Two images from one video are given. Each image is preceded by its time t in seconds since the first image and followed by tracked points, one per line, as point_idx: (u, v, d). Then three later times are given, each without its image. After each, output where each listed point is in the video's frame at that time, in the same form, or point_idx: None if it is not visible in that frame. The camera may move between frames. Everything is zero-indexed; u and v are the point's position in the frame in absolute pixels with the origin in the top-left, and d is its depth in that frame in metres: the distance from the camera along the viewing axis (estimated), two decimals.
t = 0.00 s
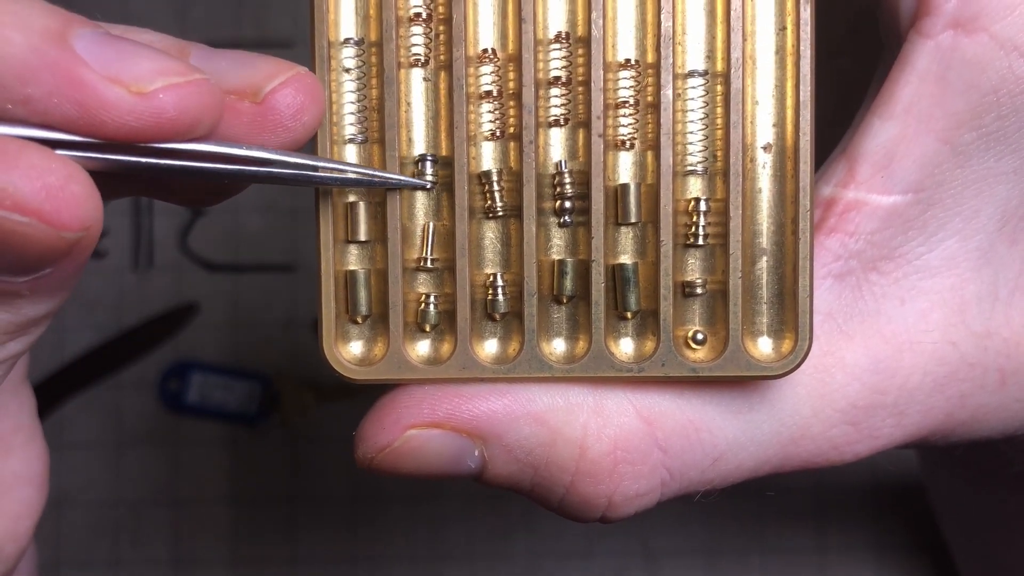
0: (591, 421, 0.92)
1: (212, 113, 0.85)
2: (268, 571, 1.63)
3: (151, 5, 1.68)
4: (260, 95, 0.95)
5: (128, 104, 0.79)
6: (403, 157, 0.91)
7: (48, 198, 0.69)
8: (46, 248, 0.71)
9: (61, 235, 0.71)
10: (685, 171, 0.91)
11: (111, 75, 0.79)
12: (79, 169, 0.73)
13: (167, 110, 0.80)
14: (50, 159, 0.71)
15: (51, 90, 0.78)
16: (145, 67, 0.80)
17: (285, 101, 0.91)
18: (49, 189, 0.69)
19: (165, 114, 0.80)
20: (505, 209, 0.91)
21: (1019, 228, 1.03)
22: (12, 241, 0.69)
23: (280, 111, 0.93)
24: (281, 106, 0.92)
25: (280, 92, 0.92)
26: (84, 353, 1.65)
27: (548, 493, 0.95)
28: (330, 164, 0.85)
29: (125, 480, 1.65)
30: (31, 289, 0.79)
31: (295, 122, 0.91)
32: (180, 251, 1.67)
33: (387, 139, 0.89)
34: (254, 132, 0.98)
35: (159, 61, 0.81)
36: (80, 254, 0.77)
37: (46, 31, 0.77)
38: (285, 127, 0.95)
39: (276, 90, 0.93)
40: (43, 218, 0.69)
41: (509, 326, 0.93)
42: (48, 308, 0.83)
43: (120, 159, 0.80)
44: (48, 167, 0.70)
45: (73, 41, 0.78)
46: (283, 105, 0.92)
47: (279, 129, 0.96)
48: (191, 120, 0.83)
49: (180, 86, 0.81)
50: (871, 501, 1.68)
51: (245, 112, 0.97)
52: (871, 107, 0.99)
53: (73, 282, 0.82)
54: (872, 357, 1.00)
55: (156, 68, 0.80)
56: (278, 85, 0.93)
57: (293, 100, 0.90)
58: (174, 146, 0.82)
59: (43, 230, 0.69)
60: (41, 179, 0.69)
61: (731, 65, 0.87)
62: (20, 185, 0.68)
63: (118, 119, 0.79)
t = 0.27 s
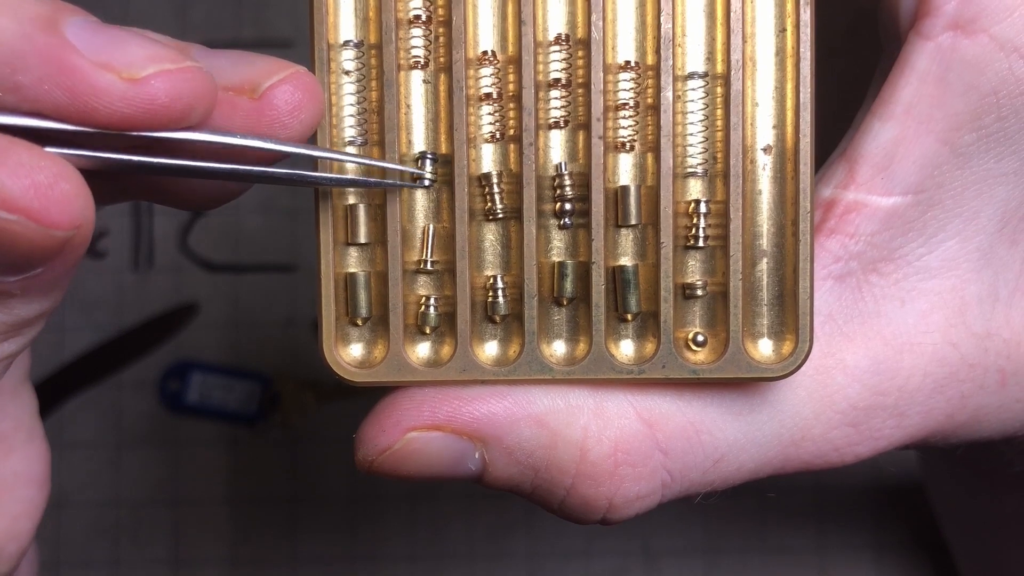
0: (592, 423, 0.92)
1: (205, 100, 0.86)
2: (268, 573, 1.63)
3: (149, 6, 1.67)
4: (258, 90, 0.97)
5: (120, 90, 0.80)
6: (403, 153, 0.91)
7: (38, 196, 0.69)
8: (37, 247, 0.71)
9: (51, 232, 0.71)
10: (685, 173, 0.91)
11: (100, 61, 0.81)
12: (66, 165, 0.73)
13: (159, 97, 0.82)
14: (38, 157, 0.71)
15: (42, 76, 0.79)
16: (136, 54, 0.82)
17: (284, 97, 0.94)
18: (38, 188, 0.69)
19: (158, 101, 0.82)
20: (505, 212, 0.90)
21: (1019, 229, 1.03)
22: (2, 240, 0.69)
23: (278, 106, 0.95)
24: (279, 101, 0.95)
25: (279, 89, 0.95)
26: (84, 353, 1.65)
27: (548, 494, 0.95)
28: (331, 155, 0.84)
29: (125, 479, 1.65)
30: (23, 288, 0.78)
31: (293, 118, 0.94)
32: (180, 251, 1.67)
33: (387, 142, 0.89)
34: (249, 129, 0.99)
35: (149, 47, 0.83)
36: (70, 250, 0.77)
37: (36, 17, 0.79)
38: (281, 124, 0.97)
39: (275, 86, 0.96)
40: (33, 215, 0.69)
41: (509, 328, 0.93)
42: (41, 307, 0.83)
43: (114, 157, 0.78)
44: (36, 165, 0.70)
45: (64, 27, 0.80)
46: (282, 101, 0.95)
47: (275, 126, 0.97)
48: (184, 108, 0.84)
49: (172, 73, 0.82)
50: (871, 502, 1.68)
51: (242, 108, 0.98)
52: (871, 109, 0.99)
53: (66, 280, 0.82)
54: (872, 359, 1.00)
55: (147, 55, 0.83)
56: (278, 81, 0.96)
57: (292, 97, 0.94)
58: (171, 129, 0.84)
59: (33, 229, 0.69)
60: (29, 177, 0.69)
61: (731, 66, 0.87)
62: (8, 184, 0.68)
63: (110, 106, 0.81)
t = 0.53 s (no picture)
0: (588, 417, 0.93)
1: (202, 69, 0.87)
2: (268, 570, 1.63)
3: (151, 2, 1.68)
4: (257, 71, 0.98)
5: (117, 59, 0.83)
6: (401, 147, 0.91)
7: (37, 197, 0.70)
8: (35, 248, 0.72)
9: (50, 234, 0.72)
10: (681, 169, 0.91)
11: (96, 31, 0.84)
12: (68, 168, 0.74)
13: (156, 66, 0.83)
14: (39, 158, 0.72)
15: (39, 47, 0.82)
16: (132, 24, 0.85)
17: (283, 77, 0.95)
18: (37, 188, 0.70)
19: (155, 70, 0.83)
20: (502, 207, 0.91)
21: (1015, 225, 1.03)
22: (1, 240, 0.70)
23: (276, 86, 0.96)
24: (277, 82, 0.96)
25: (278, 71, 0.96)
26: (84, 354, 1.65)
27: (545, 489, 0.96)
28: (328, 119, 0.84)
29: (124, 481, 1.66)
30: (20, 292, 0.80)
31: (290, 98, 0.94)
32: (180, 251, 1.68)
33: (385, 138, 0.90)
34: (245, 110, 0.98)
35: (145, 18, 0.86)
36: (69, 254, 0.78)
37: None
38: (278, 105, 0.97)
39: (273, 68, 0.97)
40: (32, 216, 0.70)
41: (506, 323, 0.93)
42: (37, 313, 0.84)
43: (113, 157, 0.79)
44: (37, 165, 0.71)
45: None
46: (280, 81, 0.96)
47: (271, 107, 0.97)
48: (182, 77, 0.85)
49: (168, 42, 0.84)
50: (870, 500, 1.68)
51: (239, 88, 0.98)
52: (867, 106, 0.99)
53: (64, 286, 0.83)
54: (869, 355, 1.00)
55: (143, 24, 0.86)
56: (276, 64, 0.97)
57: (291, 77, 0.95)
58: (168, 104, 0.85)
59: (31, 229, 0.70)
60: (29, 177, 0.70)
61: (727, 63, 0.88)
62: (7, 183, 0.69)
63: (108, 75, 0.83)
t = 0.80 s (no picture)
0: (579, 425, 0.93)
1: (201, 84, 0.89)
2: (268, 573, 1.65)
3: (150, 9, 1.69)
4: (250, 86, 1.00)
5: (118, 75, 0.84)
6: (393, 157, 0.92)
7: (37, 193, 0.71)
8: (35, 245, 0.73)
9: (50, 231, 0.73)
10: (672, 179, 0.92)
11: (98, 45, 0.84)
12: (67, 166, 0.75)
13: (156, 81, 0.84)
14: (39, 155, 0.73)
15: (40, 60, 0.82)
16: (133, 39, 0.86)
17: (275, 92, 0.97)
18: (38, 185, 0.71)
19: (154, 85, 0.84)
20: (494, 217, 0.92)
21: (1008, 232, 1.03)
22: (1, 237, 0.71)
23: (267, 101, 0.97)
24: (269, 96, 0.97)
25: (270, 87, 0.97)
26: (84, 353, 1.67)
27: (538, 496, 0.96)
28: (325, 134, 0.86)
29: (124, 480, 1.67)
30: (18, 290, 0.81)
31: (283, 112, 0.95)
32: (180, 251, 1.69)
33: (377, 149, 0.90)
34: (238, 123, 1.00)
35: (146, 33, 0.86)
36: (67, 250, 0.79)
37: None
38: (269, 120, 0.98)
39: (266, 83, 0.99)
40: (32, 213, 0.71)
41: (498, 331, 0.94)
42: (36, 312, 0.85)
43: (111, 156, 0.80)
44: (37, 163, 0.72)
45: (62, 12, 0.84)
46: (273, 96, 0.97)
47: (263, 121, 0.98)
48: (182, 90, 0.86)
49: (168, 58, 0.85)
50: (868, 502, 1.68)
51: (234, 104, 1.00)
52: (859, 114, 1.00)
53: (63, 284, 0.84)
54: (861, 362, 1.01)
55: (144, 40, 0.86)
56: (270, 78, 0.99)
57: (283, 92, 0.96)
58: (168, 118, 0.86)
59: (32, 226, 0.71)
60: (30, 175, 0.71)
61: (717, 73, 0.88)
62: (9, 180, 0.70)
63: (109, 90, 0.84)
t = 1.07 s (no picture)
0: (579, 424, 0.94)
1: (202, 83, 0.89)
2: (270, 571, 1.65)
3: (151, 8, 1.69)
4: (250, 86, 1.00)
5: (120, 72, 0.84)
6: (393, 158, 0.92)
7: (33, 187, 0.71)
8: (30, 239, 0.73)
9: (45, 226, 0.73)
10: (671, 178, 0.92)
11: (100, 42, 0.84)
12: (64, 161, 0.75)
13: (157, 79, 0.84)
14: (36, 150, 0.73)
15: (42, 56, 0.83)
16: (136, 37, 0.86)
17: (275, 92, 0.97)
18: (33, 179, 0.71)
19: (155, 83, 0.84)
20: (493, 217, 0.92)
21: (1008, 231, 1.03)
22: None
23: (267, 102, 0.97)
24: (269, 97, 0.97)
25: (269, 87, 0.98)
26: (84, 353, 1.68)
27: (537, 495, 0.96)
28: (327, 137, 0.86)
29: (124, 480, 1.68)
30: (16, 287, 0.81)
31: (282, 112, 0.96)
32: (180, 251, 1.70)
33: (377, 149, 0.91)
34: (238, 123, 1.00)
35: (149, 31, 0.86)
36: (65, 246, 0.79)
37: None
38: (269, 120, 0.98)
39: (266, 83, 0.99)
40: (27, 206, 0.71)
41: (498, 331, 0.94)
42: (33, 309, 0.86)
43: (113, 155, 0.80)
44: (33, 157, 0.72)
45: (65, 9, 0.84)
46: (272, 96, 0.97)
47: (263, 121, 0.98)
48: (183, 89, 0.86)
49: (169, 56, 0.85)
50: (868, 501, 1.68)
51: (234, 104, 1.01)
52: (859, 113, 1.00)
53: (61, 282, 0.85)
54: (860, 361, 1.01)
55: (146, 38, 0.86)
56: (269, 79, 0.99)
57: (282, 92, 0.96)
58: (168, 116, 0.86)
59: (28, 220, 0.71)
60: (27, 169, 0.71)
61: (717, 72, 0.88)
62: (5, 173, 0.70)
63: (110, 86, 0.84)
